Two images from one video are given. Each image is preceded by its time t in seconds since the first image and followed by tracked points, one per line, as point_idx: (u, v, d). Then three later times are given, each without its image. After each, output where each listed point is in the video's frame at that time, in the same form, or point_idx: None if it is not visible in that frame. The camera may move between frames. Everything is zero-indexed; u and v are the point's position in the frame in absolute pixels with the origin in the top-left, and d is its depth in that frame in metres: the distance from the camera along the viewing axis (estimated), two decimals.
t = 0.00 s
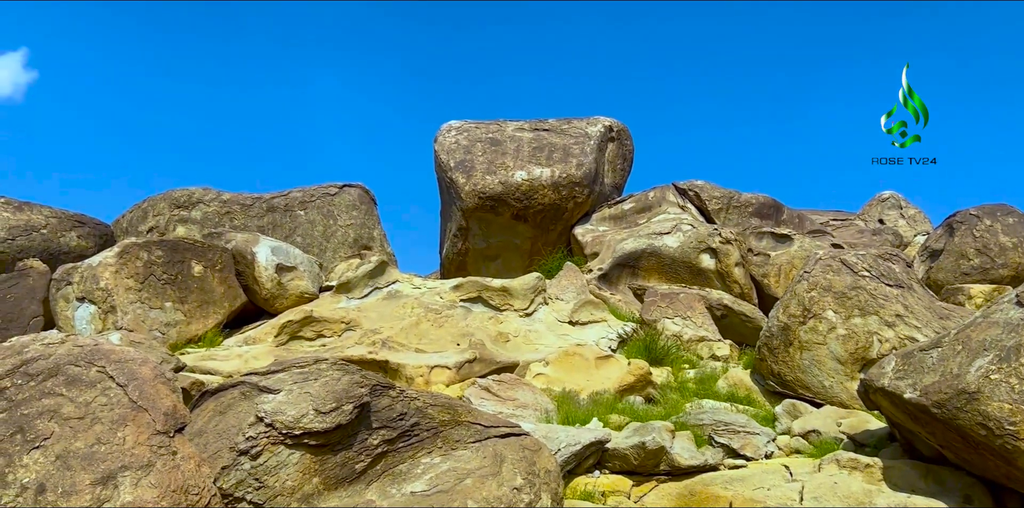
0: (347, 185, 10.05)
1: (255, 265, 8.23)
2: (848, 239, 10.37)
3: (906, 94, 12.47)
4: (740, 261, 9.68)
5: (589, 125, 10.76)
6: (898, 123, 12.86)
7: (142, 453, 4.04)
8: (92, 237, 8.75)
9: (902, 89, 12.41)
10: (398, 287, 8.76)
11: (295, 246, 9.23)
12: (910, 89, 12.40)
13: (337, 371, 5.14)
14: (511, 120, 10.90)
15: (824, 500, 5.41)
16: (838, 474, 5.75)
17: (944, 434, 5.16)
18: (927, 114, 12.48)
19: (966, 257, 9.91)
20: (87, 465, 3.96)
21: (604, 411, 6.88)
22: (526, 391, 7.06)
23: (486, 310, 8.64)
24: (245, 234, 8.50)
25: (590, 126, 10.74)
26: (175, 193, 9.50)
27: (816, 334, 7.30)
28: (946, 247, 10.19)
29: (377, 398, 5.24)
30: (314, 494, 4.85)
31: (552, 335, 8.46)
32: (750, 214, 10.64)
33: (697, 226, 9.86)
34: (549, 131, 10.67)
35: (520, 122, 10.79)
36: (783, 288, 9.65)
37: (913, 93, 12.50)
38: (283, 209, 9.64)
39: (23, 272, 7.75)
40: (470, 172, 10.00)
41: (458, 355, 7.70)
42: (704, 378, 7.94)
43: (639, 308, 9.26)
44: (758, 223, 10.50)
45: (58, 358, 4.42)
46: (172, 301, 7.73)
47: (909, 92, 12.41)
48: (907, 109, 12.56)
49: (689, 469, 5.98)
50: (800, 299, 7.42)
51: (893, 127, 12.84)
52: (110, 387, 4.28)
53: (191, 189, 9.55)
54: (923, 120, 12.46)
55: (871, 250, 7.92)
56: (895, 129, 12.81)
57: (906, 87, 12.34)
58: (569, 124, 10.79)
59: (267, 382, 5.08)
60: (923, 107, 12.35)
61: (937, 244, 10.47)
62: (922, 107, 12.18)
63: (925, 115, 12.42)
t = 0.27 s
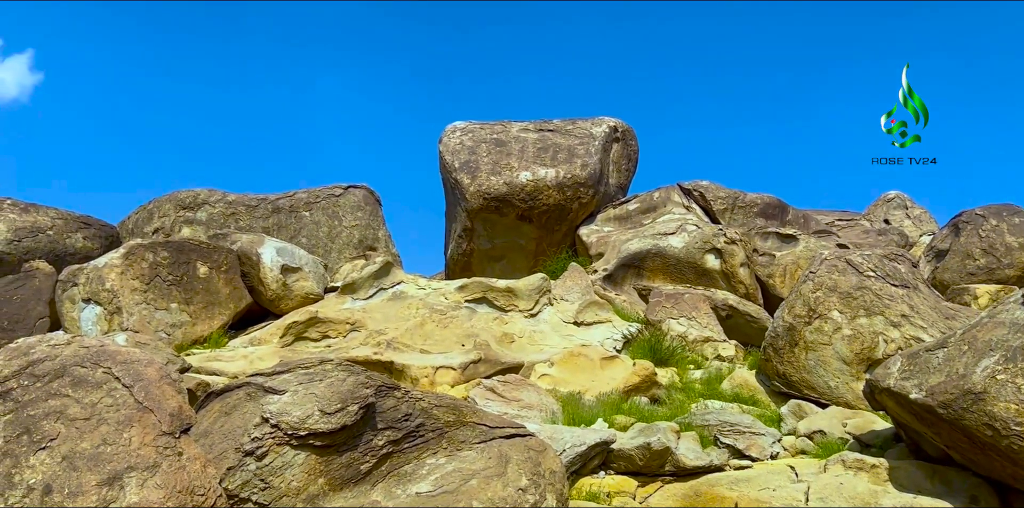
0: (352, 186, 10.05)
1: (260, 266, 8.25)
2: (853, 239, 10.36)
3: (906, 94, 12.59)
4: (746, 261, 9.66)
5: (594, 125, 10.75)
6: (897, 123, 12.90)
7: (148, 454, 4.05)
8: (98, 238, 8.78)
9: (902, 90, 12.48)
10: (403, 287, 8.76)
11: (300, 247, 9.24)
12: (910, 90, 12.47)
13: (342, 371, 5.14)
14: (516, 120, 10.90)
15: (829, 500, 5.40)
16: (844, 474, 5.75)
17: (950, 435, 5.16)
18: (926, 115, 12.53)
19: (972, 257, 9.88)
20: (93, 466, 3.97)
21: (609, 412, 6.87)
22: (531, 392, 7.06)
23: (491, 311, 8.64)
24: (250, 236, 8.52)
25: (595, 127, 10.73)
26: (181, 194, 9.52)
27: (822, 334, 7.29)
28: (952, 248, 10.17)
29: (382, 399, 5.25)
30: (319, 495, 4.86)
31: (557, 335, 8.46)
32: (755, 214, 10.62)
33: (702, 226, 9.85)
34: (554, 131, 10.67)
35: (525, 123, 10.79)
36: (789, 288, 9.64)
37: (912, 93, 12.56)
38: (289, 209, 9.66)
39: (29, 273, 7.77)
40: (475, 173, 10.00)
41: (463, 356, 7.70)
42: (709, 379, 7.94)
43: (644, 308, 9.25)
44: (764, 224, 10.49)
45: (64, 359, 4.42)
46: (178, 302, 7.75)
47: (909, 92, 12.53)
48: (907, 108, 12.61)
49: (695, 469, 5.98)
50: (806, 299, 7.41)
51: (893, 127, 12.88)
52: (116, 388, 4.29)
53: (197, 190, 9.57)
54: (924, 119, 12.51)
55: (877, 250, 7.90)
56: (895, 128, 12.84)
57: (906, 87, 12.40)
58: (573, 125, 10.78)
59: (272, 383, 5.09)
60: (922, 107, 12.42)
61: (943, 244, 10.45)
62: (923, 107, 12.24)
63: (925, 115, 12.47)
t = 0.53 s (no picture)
0: (357, 186, 10.06)
1: (266, 266, 8.27)
2: (860, 238, 10.33)
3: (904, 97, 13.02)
4: (752, 261, 9.63)
5: (599, 125, 10.75)
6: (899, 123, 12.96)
7: (154, 454, 4.07)
8: (104, 239, 8.80)
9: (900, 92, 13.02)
10: (409, 288, 8.77)
11: (305, 247, 9.25)
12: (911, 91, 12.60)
13: (348, 372, 5.18)
14: (521, 120, 10.90)
15: (836, 500, 5.39)
16: (850, 474, 5.74)
17: (957, 435, 5.14)
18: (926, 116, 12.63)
19: (979, 257, 9.86)
20: (100, 466, 3.98)
21: (615, 412, 6.87)
22: (537, 392, 7.05)
23: (496, 311, 8.65)
24: (255, 236, 8.54)
25: (600, 127, 10.72)
26: (187, 195, 9.54)
27: (828, 334, 7.28)
28: (959, 247, 10.15)
29: (388, 399, 5.26)
30: (325, 495, 4.86)
31: (562, 335, 8.45)
32: (761, 214, 10.60)
33: (708, 226, 9.83)
34: (559, 131, 10.66)
35: (530, 123, 10.79)
36: (795, 288, 9.62)
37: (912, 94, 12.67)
38: (294, 210, 9.67)
39: (36, 274, 7.77)
40: (480, 173, 10.00)
41: (469, 356, 7.70)
42: (715, 379, 7.93)
43: (650, 308, 9.24)
44: (769, 223, 10.48)
45: (71, 359, 4.43)
46: (184, 302, 7.77)
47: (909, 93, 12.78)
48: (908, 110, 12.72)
49: (701, 469, 5.97)
50: (812, 299, 7.40)
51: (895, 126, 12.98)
52: (122, 389, 4.30)
53: (203, 191, 9.59)
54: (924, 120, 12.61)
55: (883, 249, 7.88)
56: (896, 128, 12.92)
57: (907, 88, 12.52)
58: (578, 125, 10.78)
59: (278, 383, 5.11)
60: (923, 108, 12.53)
61: (949, 244, 10.43)
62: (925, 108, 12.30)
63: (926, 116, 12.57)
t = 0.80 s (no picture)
0: (362, 186, 10.07)
1: (273, 266, 8.28)
2: (866, 237, 10.31)
3: (905, 96, 12.58)
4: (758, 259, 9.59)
5: (604, 124, 10.74)
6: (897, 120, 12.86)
7: (161, 454, 4.06)
8: (111, 239, 8.83)
9: (901, 90, 12.55)
10: (414, 287, 8.78)
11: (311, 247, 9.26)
12: (909, 91, 12.53)
13: (354, 371, 5.17)
14: (526, 120, 10.90)
15: (842, 499, 5.39)
16: (856, 473, 5.74)
17: (964, 433, 5.13)
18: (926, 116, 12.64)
19: (986, 255, 9.82)
20: (108, 466, 3.99)
21: (621, 411, 6.88)
22: (543, 391, 7.06)
23: (502, 310, 8.65)
24: (262, 236, 8.56)
25: (605, 126, 10.72)
26: (193, 196, 9.56)
27: (834, 332, 7.26)
28: (966, 245, 10.12)
29: (394, 399, 5.26)
30: (331, 495, 4.87)
31: (568, 334, 8.45)
32: (767, 212, 10.57)
33: (713, 224, 9.82)
34: (564, 130, 10.66)
35: (535, 122, 10.79)
36: (801, 286, 9.56)
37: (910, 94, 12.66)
38: (300, 210, 9.68)
39: (44, 275, 7.77)
40: (485, 172, 10.00)
41: (475, 355, 7.71)
42: (721, 378, 7.93)
43: (655, 307, 9.24)
44: (776, 222, 10.45)
45: (78, 359, 4.45)
46: (190, 302, 7.79)
47: (909, 92, 12.42)
48: (906, 110, 12.72)
49: (707, 468, 5.97)
50: (818, 297, 7.39)
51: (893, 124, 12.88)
52: (129, 389, 4.31)
53: (209, 191, 9.62)
54: (923, 120, 12.59)
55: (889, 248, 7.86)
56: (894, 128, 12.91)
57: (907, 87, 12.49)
58: (583, 124, 10.77)
59: (284, 383, 5.12)
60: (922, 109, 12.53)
61: (956, 242, 10.42)
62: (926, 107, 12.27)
63: (925, 116, 12.52)
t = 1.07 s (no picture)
0: (368, 185, 10.07)
1: (278, 265, 8.28)
2: (872, 234, 10.28)
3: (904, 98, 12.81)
4: (763, 257, 9.63)
5: (609, 123, 10.73)
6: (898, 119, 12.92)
7: (168, 453, 4.07)
8: (117, 239, 8.84)
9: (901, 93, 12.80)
10: (420, 286, 8.78)
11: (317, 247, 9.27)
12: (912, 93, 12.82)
13: (360, 370, 5.18)
14: (532, 118, 10.89)
15: (849, 497, 5.38)
16: (863, 471, 5.74)
17: (971, 431, 5.12)
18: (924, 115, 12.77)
19: (992, 252, 9.79)
20: (115, 465, 4.00)
21: (627, 410, 6.87)
22: (549, 390, 7.07)
23: (507, 309, 8.63)
24: (268, 236, 8.59)
25: (610, 124, 10.71)
26: (199, 196, 9.58)
27: (840, 330, 7.25)
28: (972, 242, 10.10)
29: (400, 398, 5.26)
30: (338, 493, 4.87)
31: (573, 333, 8.45)
32: (773, 210, 10.55)
33: (719, 222, 9.81)
34: (569, 129, 10.65)
35: (540, 121, 10.78)
36: (807, 285, 9.60)
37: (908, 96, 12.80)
38: (306, 209, 9.69)
39: (50, 274, 7.73)
40: (491, 171, 10.00)
41: (481, 354, 7.72)
42: (728, 376, 7.91)
43: (661, 305, 9.23)
44: (782, 220, 10.43)
45: (85, 359, 4.46)
46: (197, 302, 7.80)
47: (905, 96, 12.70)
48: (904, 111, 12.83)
49: (713, 467, 5.96)
50: (825, 295, 7.38)
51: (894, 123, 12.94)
52: (136, 388, 4.32)
53: (215, 191, 9.63)
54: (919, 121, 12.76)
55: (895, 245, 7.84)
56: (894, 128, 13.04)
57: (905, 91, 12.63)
58: (588, 122, 10.76)
59: (291, 382, 5.13)
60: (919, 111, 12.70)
61: (963, 239, 10.41)
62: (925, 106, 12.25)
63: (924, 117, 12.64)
